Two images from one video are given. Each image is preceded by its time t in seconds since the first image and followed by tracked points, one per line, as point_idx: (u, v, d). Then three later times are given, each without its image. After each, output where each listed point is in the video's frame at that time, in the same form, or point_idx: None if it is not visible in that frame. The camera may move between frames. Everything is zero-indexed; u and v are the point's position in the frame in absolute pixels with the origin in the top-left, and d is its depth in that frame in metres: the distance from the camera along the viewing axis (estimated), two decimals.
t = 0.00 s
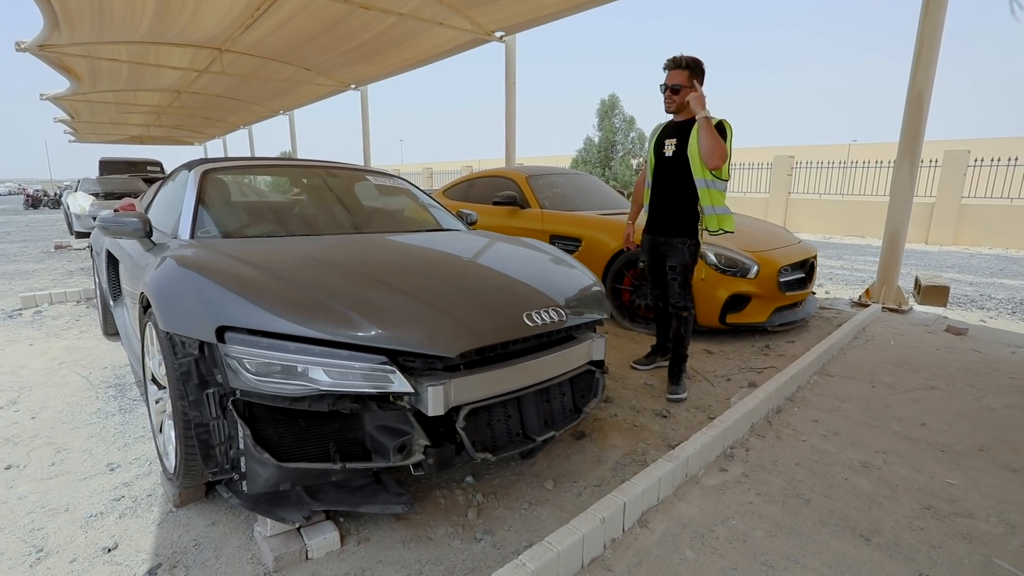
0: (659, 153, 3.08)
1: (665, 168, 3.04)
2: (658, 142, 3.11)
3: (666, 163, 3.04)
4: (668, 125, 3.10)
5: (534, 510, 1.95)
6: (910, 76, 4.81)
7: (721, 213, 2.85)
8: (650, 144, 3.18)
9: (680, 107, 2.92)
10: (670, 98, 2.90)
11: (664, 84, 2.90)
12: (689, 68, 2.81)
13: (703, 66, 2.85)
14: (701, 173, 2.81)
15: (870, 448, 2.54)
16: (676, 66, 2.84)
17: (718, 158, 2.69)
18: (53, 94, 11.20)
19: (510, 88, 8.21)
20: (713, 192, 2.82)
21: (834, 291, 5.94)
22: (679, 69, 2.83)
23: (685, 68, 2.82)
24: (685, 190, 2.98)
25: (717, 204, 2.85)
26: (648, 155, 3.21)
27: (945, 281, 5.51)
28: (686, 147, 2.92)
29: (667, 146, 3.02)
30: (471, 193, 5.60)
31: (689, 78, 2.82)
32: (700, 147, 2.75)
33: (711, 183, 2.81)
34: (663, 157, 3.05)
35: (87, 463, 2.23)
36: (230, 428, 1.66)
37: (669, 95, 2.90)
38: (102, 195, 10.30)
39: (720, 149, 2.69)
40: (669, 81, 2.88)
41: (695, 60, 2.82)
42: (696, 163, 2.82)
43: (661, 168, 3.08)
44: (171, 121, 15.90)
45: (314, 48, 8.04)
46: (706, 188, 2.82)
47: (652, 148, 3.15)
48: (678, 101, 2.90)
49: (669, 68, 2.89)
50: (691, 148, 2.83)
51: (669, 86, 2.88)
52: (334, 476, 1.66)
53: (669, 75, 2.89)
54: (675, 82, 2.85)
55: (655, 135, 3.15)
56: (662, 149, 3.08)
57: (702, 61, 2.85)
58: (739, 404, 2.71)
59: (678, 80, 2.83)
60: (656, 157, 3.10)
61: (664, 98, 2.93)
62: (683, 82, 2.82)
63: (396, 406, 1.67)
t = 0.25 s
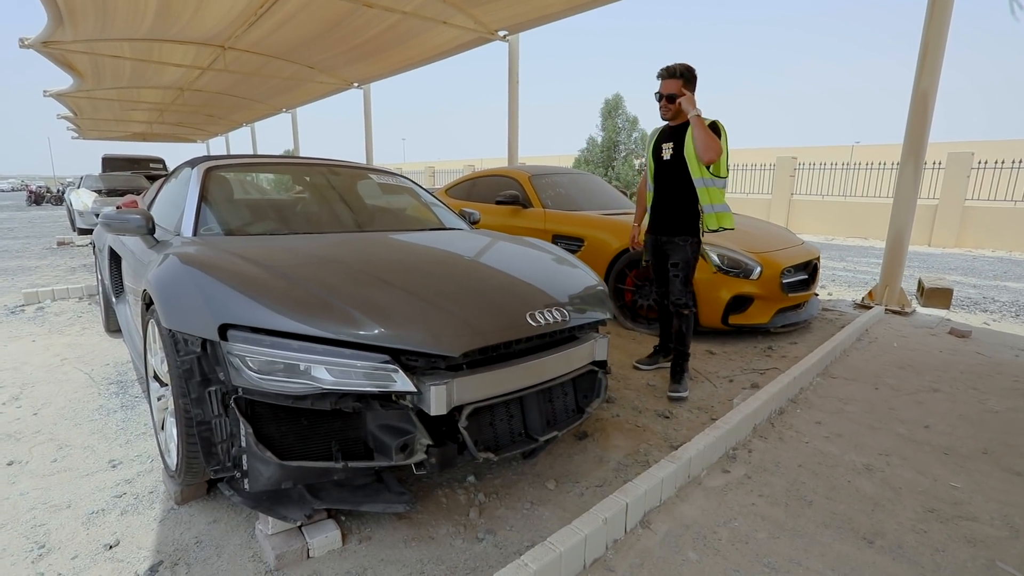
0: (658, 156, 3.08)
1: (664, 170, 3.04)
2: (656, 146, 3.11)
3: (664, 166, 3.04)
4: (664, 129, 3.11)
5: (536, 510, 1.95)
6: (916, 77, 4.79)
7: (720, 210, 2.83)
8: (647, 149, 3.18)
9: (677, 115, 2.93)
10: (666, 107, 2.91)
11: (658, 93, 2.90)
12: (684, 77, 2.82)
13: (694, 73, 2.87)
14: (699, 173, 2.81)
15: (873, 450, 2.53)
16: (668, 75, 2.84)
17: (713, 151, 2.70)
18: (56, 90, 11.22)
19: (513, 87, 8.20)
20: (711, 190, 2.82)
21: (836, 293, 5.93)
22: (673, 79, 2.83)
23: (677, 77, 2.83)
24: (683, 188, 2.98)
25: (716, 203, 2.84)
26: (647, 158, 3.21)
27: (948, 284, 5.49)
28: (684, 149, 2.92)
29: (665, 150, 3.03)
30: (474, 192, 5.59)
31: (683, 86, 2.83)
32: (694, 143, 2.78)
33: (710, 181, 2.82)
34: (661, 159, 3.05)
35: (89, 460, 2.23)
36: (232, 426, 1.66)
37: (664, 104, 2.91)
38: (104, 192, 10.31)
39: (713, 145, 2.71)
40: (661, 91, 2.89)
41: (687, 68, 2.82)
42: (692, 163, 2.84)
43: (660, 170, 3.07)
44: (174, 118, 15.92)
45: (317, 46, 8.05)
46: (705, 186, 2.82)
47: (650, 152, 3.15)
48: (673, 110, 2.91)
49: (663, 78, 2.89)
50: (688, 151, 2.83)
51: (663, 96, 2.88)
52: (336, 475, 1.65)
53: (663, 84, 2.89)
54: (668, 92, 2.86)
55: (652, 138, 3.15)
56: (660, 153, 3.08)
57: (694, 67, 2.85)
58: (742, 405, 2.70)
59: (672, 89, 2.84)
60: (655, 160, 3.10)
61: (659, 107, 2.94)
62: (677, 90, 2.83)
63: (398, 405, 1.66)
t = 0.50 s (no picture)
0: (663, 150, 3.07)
1: (670, 165, 3.03)
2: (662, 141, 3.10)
3: (670, 160, 3.03)
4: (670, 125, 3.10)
5: (541, 505, 1.95)
6: (931, 71, 4.71)
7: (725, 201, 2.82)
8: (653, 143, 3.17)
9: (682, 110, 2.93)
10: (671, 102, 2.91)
11: (664, 88, 2.90)
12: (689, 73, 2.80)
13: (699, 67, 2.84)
14: (704, 165, 2.78)
15: (883, 449, 2.50)
16: (673, 71, 2.84)
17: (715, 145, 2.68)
18: (68, 85, 11.31)
19: (521, 81, 8.17)
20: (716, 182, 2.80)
21: (847, 290, 5.87)
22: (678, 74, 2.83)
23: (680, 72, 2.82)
24: (689, 181, 2.96)
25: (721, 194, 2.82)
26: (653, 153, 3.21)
27: (961, 281, 5.42)
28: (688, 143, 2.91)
29: (670, 144, 3.03)
30: (481, 186, 5.58)
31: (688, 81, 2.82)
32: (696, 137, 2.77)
33: (715, 173, 2.80)
34: (667, 153, 3.04)
35: (100, 450, 2.26)
36: (240, 418, 1.66)
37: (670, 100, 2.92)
38: (116, 186, 10.40)
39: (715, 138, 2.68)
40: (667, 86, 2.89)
41: (691, 63, 2.81)
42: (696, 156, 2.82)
43: (665, 165, 3.07)
44: (184, 113, 16.01)
45: (326, 40, 8.05)
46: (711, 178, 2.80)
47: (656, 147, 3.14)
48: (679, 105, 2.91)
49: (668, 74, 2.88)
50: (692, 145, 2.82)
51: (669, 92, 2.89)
52: (343, 467, 1.66)
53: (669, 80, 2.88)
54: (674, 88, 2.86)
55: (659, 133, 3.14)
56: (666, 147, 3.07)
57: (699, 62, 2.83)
58: (750, 402, 2.68)
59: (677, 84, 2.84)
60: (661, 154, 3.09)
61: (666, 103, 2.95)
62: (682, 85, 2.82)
63: (404, 398, 1.67)
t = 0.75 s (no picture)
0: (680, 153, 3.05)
1: (686, 168, 3.00)
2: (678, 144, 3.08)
3: (685, 163, 3.01)
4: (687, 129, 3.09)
5: (550, 511, 1.94)
6: (964, 74, 4.57)
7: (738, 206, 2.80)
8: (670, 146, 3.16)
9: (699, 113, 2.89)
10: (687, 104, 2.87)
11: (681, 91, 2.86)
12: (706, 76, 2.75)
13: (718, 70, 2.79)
14: (717, 170, 2.77)
15: (905, 464, 2.43)
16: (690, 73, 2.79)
17: (728, 155, 2.66)
18: (104, 87, 11.68)
19: (542, 84, 8.17)
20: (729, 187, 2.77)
21: (872, 298, 5.73)
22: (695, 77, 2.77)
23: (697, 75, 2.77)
24: (704, 185, 2.94)
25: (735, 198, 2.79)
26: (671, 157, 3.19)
27: (993, 292, 5.25)
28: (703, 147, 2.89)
29: (688, 147, 3.00)
30: (500, 189, 5.60)
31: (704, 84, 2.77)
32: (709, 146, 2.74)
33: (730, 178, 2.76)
34: (683, 156, 3.02)
35: (123, 443, 2.32)
36: (254, 416, 1.69)
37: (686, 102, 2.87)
38: (147, 186, 10.71)
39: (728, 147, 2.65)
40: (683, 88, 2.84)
41: (710, 66, 2.75)
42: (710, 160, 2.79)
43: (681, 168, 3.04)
44: (213, 114, 16.40)
45: (349, 43, 8.17)
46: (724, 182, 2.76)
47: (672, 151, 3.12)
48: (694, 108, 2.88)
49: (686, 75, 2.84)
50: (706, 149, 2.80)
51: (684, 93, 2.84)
52: (353, 467, 1.68)
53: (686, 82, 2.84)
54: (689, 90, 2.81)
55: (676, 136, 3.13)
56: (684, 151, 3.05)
57: (718, 65, 2.78)
58: (766, 411, 2.64)
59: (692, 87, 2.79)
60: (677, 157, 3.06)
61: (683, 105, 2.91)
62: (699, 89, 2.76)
63: (414, 400, 1.68)
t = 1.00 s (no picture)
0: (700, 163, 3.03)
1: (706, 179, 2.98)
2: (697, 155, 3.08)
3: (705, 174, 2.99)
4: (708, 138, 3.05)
5: (561, 521, 1.94)
6: (1003, 80, 4.41)
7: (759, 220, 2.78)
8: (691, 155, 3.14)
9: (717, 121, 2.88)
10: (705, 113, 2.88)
11: (700, 99, 2.88)
12: (723, 82, 2.79)
13: (738, 80, 2.81)
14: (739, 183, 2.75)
15: (934, 484, 2.34)
16: (709, 81, 2.83)
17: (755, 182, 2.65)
18: (146, 99, 12.21)
19: (567, 93, 8.20)
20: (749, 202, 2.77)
21: (906, 312, 5.55)
22: (714, 84, 2.82)
23: (716, 82, 2.81)
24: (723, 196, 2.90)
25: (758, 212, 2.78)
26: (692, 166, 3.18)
27: None
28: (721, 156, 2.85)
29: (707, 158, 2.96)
30: (523, 198, 5.63)
31: (723, 91, 2.80)
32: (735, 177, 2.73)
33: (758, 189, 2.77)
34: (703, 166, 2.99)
35: (151, 441, 2.41)
36: (273, 419, 1.75)
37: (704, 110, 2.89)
38: (184, 193, 11.11)
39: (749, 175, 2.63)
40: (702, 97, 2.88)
41: (729, 74, 2.79)
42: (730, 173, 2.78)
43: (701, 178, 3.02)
44: (248, 125, 16.95)
45: (378, 55, 8.37)
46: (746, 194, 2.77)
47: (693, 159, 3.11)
48: (711, 117, 2.87)
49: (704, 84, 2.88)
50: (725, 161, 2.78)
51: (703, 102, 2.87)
52: (366, 471, 1.71)
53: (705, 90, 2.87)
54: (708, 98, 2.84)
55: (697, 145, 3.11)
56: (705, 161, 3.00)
57: (737, 73, 2.81)
58: (787, 426, 2.58)
59: (711, 95, 2.82)
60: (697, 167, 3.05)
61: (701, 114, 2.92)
62: (718, 95, 2.80)
63: (427, 407, 1.71)
